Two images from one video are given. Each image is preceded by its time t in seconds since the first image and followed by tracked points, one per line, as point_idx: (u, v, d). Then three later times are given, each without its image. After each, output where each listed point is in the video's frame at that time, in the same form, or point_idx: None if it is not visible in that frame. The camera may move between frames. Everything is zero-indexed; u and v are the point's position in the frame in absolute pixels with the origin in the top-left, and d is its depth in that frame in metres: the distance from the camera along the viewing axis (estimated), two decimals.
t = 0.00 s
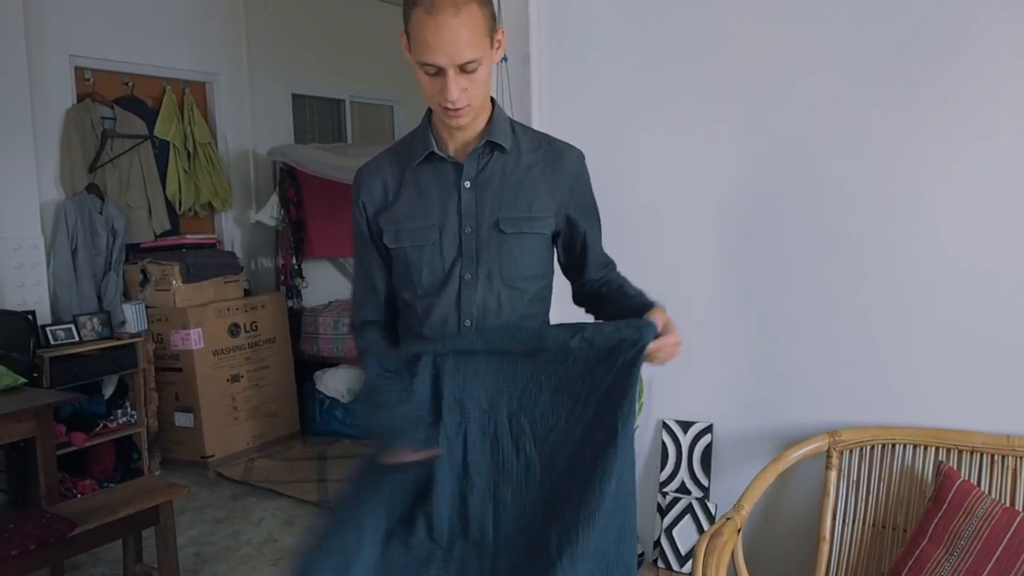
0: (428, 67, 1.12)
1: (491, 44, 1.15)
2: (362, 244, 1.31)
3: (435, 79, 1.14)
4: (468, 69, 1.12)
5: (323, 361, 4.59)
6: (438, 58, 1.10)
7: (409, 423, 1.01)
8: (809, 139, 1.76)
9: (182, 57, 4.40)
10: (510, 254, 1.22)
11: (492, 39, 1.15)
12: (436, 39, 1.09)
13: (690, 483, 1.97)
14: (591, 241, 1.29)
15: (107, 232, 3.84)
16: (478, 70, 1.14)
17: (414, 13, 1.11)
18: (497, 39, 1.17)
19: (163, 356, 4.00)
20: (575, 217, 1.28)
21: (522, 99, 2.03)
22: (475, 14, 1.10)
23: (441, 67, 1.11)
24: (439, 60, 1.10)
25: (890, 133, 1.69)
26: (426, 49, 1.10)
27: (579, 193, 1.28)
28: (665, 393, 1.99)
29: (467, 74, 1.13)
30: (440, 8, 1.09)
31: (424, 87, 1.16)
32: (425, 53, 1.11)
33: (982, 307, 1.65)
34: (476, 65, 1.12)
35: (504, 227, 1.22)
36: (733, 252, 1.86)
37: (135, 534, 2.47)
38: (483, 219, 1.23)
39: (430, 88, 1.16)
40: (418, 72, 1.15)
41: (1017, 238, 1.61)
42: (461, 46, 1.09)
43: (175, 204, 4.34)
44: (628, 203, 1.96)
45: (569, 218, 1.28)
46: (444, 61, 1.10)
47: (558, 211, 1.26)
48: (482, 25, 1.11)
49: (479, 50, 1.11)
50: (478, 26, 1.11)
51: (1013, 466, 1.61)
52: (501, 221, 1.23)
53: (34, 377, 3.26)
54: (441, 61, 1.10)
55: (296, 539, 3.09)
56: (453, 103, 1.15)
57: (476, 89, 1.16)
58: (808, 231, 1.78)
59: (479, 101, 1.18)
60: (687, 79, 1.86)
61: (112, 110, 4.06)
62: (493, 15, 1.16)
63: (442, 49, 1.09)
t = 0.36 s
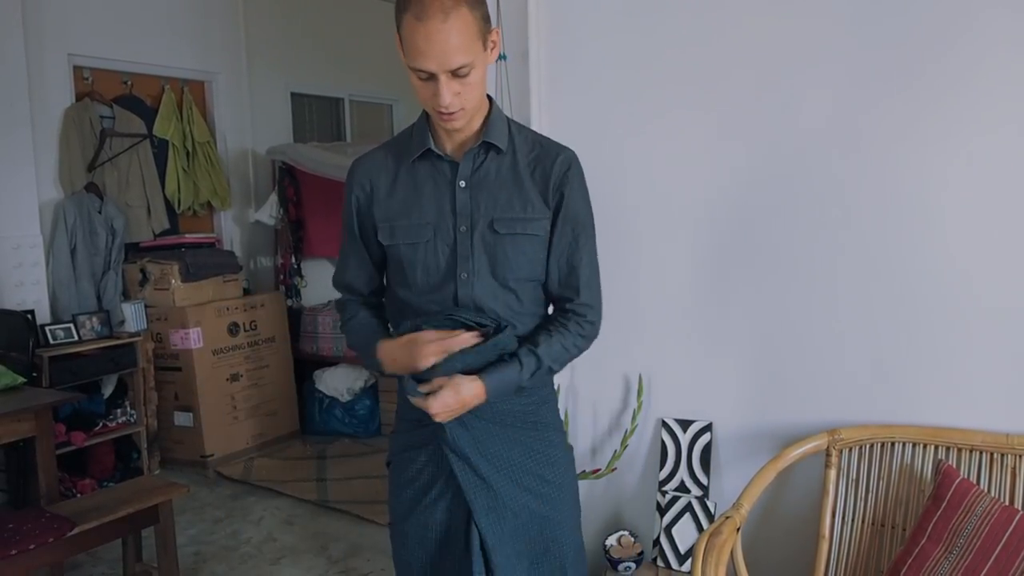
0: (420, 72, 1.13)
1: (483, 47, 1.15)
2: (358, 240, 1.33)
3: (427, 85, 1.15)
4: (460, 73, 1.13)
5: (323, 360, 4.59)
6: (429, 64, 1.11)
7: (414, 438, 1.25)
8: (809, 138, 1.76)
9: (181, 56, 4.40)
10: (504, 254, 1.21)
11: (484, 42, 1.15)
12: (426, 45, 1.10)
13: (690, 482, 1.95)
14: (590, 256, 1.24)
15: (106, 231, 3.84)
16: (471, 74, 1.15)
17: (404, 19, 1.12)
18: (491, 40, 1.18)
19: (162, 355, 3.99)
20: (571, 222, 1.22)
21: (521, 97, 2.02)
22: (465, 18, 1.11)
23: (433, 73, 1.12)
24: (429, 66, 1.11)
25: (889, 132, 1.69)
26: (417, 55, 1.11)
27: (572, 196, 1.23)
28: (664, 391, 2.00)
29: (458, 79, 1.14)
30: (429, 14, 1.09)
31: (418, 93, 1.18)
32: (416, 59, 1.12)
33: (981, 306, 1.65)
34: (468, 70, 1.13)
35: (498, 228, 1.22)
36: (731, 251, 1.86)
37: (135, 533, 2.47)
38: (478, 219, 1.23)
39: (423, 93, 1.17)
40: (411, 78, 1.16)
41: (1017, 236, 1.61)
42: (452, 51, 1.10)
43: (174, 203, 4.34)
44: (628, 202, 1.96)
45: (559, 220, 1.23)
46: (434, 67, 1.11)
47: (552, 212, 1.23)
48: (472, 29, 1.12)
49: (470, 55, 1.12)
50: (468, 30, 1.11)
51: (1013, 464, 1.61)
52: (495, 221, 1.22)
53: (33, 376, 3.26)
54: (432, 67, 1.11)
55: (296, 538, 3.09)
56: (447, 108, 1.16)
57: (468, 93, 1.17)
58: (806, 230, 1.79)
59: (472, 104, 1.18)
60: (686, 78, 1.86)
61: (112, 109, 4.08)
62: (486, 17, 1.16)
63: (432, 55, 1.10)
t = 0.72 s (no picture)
0: (413, 67, 1.13)
1: (479, 43, 1.15)
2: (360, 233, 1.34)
3: (421, 80, 1.14)
4: (453, 68, 1.13)
5: (323, 358, 4.59)
6: (421, 58, 1.11)
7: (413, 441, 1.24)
8: (809, 135, 1.76)
9: (181, 54, 4.40)
10: (502, 251, 1.21)
11: (480, 38, 1.15)
12: (418, 39, 1.10)
13: (690, 480, 1.95)
14: (600, 254, 1.24)
15: (105, 229, 3.83)
16: (465, 70, 1.14)
17: (399, 15, 1.12)
18: (489, 37, 1.17)
19: (162, 354, 3.99)
20: (579, 220, 1.23)
21: (521, 95, 2.01)
22: (460, 14, 1.11)
23: (425, 68, 1.12)
24: (421, 60, 1.11)
25: (890, 130, 1.69)
26: (410, 49, 1.11)
27: (573, 194, 1.22)
28: (664, 389, 2.00)
29: (452, 73, 1.13)
30: (423, 9, 1.10)
31: (413, 89, 1.18)
32: (410, 54, 1.12)
33: (981, 303, 1.65)
34: (461, 64, 1.13)
35: (495, 224, 1.21)
36: (731, 249, 1.86)
37: (135, 531, 2.47)
38: (476, 215, 1.22)
39: (418, 88, 1.16)
40: (406, 73, 1.16)
41: (1018, 233, 1.61)
42: (444, 45, 1.10)
43: (174, 202, 4.34)
44: (627, 201, 1.96)
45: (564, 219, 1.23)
46: (427, 61, 1.11)
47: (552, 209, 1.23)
48: (467, 24, 1.12)
49: (463, 50, 1.11)
50: (463, 26, 1.11)
51: (1012, 462, 1.61)
52: (493, 217, 1.21)
53: (33, 375, 3.26)
54: (424, 61, 1.11)
55: (296, 536, 3.09)
56: (440, 103, 1.15)
57: (463, 88, 1.16)
58: (806, 227, 1.78)
59: (467, 100, 1.18)
60: (686, 76, 1.86)
61: (111, 107, 4.07)
62: (484, 14, 1.16)
63: (425, 49, 1.10)
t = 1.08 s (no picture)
0: (416, 60, 1.13)
1: (483, 39, 1.15)
2: (360, 230, 1.34)
3: (423, 73, 1.14)
4: (455, 62, 1.12)
5: (324, 357, 4.60)
6: (423, 51, 1.11)
7: (415, 437, 1.25)
8: (811, 134, 1.76)
9: (182, 53, 4.40)
10: (502, 247, 1.21)
11: (484, 33, 1.15)
12: (420, 33, 1.10)
13: (692, 479, 1.95)
14: (598, 245, 1.21)
15: (106, 228, 3.83)
16: (468, 64, 1.14)
17: (403, 9, 1.12)
18: (493, 33, 1.17)
19: (163, 352, 3.99)
20: (577, 211, 1.21)
21: (521, 94, 2.00)
22: (465, 9, 1.11)
23: (427, 61, 1.12)
24: (423, 54, 1.11)
25: (891, 129, 1.68)
26: (412, 43, 1.11)
27: (574, 190, 1.21)
28: (665, 388, 2.00)
29: (454, 68, 1.13)
30: (426, 3, 1.10)
31: (416, 82, 1.17)
32: (412, 47, 1.12)
33: (982, 302, 1.65)
34: (464, 59, 1.12)
35: (495, 221, 1.21)
36: (732, 247, 1.86)
37: (137, 530, 2.47)
38: (477, 211, 1.22)
39: (421, 82, 1.16)
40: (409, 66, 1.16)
41: (1020, 231, 1.60)
42: (446, 38, 1.09)
43: (175, 201, 4.34)
44: (628, 199, 1.96)
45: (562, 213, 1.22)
46: (429, 54, 1.11)
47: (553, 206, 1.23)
48: (470, 18, 1.12)
49: (466, 44, 1.11)
50: (467, 20, 1.11)
51: (1014, 460, 1.61)
52: (493, 214, 1.21)
53: (35, 374, 3.26)
54: (426, 54, 1.11)
55: (298, 534, 3.09)
56: (443, 97, 1.15)
57: (465, 83, 1.16)
58: (808, 224, 1.78)
59: (468, 96, 1.17)
60: (685, 75, 1.86)
61: (112, 106, 4.07)
62: (489, 10, 1.16)
63: (427, 42, 1.10)
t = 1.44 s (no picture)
0: (416, 58, 1.13)
1: (484, 37, 1.14)
2: (363, 231, 1.34)
3: (423, 71, 1.14)
4: (455, 60, 1.12)
5: (327, 357, 4.60)
6: (424, 49, 1.11)
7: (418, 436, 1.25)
8: (815, 134, 1.75)
9: (186, 53, 4.40)
10: (505, 246, 1.21)
11: (485, 31, 1.14)
12: (421, 31, 1.10)
13: (695, 478, 1.94)
14: (601, 246, 1.20)
15: (110, 228, 3.85)
16: (469, 62, 1.14)
17: (404, 7, 1.12)
18: (494, 32, 1.17)
19: (167, 352, 4.00)
20: (579, 210, 1.21)
21: (524, 93, 2.00)
22: (466, 7, 1.11)
23: (428, 59, 1.12)
24: (424, 51, 1.11)
25: (896, 129, 1.68)
26: (413, 41, 1.11)
27: (577, 189, 1.21)
28: (668, 388, 2.00)
29: (454, 66, 1.13)
30: None
31: (416, 80, 1.17)
32: (413, 45, 1.11)
33: (988, 302, 1.64)
34: (464, 57, 1.12)
35: (498, 219, 1.21)
36: (735, 246, 1.86)
37: (140, 529, 2.47)
38: (479, 211, 1.22)
39: (421, 80, 1.16)
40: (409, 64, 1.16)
41: None
42: (446, 36, 1.09)
43: (178, 200, 4.34)
44: (631, 199, 1.96)
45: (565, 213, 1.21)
46: (430, 52, 1.11)
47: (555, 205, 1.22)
48: (471, 16, 1.11)
49: (467, 42, 1.11)
50: (468, 18, 1.11)
51: (1019, 460, 1.60)
52: (496, 213, 1.21)
53: (39, 373, 3.26)
54: (426, 52, 1.11)
55: (301, 534, 3.10)
56: (443, 95, 1.15)
57: (465, 82, 1.16)
58: (811, 223, 1.78)
59: (468, 94, 1.17)
60: (688, 75, 1.86)
61: (116, 106, 4.07)
62: (490, 9, 1.16)
63: (427, 40, 1.10)
